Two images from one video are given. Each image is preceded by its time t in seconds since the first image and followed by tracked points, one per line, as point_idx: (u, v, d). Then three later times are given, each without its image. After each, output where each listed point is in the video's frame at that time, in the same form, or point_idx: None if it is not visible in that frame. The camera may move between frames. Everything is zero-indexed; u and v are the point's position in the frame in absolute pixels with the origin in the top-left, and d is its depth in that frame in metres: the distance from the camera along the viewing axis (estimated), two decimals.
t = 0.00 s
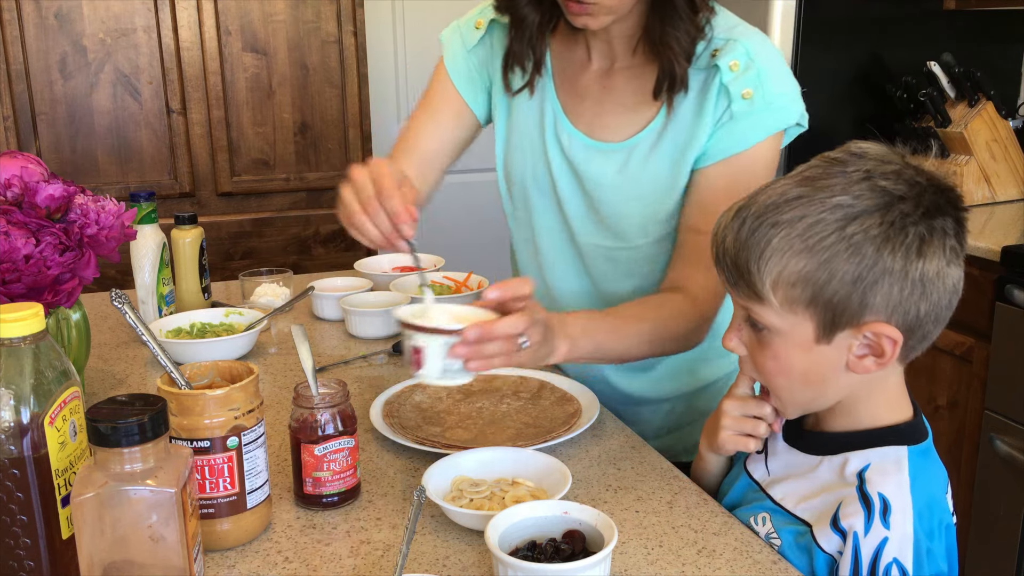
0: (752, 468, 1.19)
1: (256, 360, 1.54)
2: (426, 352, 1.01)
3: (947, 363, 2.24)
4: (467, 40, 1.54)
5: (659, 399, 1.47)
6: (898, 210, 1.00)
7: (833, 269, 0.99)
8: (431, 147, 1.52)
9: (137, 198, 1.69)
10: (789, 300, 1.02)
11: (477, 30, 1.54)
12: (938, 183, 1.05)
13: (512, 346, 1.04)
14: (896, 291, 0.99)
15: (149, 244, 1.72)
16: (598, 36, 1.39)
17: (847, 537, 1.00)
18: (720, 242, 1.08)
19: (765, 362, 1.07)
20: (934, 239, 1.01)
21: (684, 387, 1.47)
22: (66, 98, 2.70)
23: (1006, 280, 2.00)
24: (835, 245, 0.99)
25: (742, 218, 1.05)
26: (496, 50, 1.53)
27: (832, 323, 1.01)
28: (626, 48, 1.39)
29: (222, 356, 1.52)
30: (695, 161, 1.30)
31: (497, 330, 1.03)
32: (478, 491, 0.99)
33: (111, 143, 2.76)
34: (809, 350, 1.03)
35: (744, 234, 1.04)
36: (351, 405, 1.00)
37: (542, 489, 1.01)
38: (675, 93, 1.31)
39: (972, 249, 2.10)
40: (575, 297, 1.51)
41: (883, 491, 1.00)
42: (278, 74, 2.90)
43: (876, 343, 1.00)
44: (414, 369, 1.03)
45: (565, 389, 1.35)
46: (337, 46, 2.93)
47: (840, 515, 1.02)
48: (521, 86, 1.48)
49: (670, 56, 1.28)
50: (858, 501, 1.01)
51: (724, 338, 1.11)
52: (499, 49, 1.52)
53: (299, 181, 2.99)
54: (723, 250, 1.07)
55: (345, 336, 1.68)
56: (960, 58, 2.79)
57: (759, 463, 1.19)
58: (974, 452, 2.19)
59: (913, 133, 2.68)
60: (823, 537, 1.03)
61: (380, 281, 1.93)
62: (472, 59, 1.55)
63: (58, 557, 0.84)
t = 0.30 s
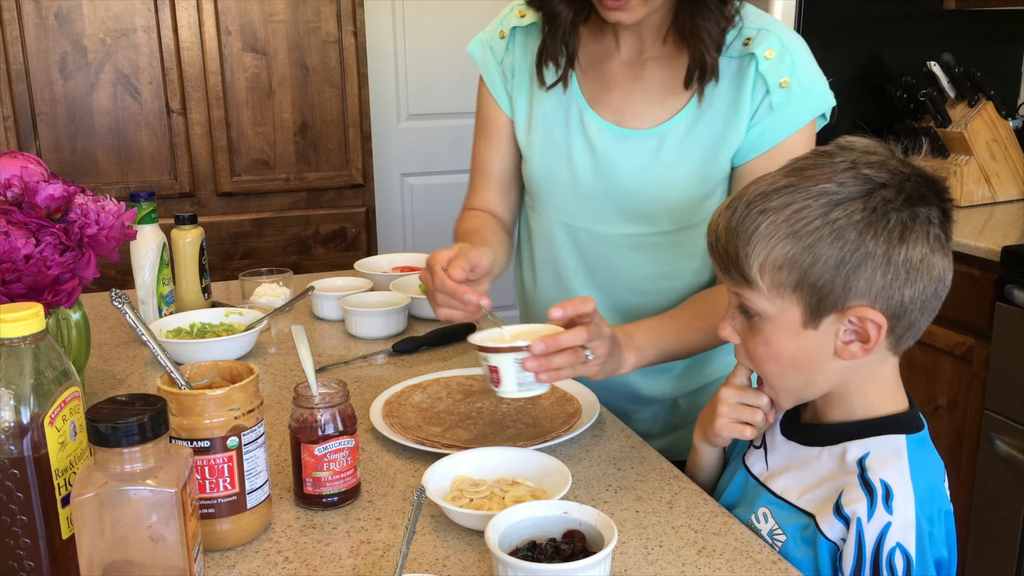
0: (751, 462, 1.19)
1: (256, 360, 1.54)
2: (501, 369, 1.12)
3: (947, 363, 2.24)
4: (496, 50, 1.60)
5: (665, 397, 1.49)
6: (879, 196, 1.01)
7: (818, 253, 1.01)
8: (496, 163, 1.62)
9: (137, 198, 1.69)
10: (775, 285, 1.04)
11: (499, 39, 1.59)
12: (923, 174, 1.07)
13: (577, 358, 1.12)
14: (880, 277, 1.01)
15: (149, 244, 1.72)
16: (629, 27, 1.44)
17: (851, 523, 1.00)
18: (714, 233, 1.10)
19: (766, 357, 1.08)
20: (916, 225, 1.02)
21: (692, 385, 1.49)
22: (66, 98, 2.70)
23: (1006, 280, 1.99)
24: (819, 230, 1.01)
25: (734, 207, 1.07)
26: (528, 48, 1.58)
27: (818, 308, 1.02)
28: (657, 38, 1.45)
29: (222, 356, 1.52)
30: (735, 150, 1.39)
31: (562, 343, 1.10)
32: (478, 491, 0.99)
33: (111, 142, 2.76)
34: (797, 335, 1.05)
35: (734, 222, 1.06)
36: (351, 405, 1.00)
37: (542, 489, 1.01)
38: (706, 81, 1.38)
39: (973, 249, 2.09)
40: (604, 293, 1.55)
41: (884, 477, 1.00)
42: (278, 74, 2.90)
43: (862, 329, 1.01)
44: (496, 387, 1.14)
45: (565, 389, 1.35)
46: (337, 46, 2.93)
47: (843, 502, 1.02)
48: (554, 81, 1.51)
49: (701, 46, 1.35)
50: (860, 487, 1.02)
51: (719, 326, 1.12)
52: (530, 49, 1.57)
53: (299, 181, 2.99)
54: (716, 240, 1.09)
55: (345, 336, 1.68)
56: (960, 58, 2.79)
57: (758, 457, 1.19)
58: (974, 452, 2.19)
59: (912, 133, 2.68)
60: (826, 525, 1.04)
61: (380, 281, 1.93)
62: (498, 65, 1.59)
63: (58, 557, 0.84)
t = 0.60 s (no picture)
0: (746, 457, 1.19)
1: (256, 360, 1.54)
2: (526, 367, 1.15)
3: (947, 363, 2.24)
4: (509, 45, 1.61)
5: (667, 395, 1.50)
6: (869, 189, 1.02)
7: (806, 242, 1.02)
8: (512, 161, 1.64)
9: (137, 198, 1.69)
10: (766, 273, 1.05)
11: (513, 33, 1.61)
12: (916, 169, 1.07)
13: (599, 355, 1.16)
14: (866, 268, 1.02)
15: (149, 244, 1.72)
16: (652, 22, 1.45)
17: (847, 510, 1.00)
18: (708, 221, 1.11)
19: (763, 350, 1.08)
20: (905, 219, 1.03)
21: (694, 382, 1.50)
22: (66, 97, 2.70)
23: (1006, 280, 1.99)
24: (809, 219, 1.02)
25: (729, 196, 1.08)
26: (544, 43, 1.59)
27: (806, 296, 1.03)
28: (678, 33, 1.46)
29: (221, 356, 1.52)
30: (751, 144, 1.40)
31: (584, 342, 1.14)
32: (478, 491, 0.99)
33: (111, 142, 2.76)
34: (786, 322, 1.06)
35: (728, 210, 1.07)
36: (351, 405, 1.00)
37: (542, 489, 1.01)
38: (736, 76, 1.39)
39: (973, 249, 2.09)
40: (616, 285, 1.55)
41: (879, 464, 1.01)
42: (278, 74, 2.90)
43: (848, 319, 1.03)
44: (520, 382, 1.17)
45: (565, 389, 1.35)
46: (337, 46, 2.94)
47: (840, 490, 1.02)
48: (588, 74, 1.52)
49: (729, 41, 1.37)
50: (855, 475, 1.02)
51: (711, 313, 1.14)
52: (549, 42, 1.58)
53: (299, 181, 2.99)
54: (710, 228, 1.10)
55: (345, 336, 1.68)
56: (960, 58, 2.79)
57: (754, 451, 1.18)
58: (974, 451, 2.19)
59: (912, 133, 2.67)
60: (823, 513, 1.03)
61: (380, 281, 1.93)
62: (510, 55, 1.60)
63: (58, 558, 0.84)
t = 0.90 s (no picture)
0: (734, 451, 1.19)
1: (256, 360, 1.54)
2: (526, 366, 1.15)
3: (947, 363, 2.24)
4: (513, 42, 1.61)
5: (666, 395, 1.50)
6: (858, 200, 1.02)
7: (786, 243, 1.03)
8: (515, 159, 1.65)
9: (137, 198, 1.69)
10: (745, 263, 1.07)
11: (517, 32, 1.61)
12: (914, 184, 1.06)
13: (598, 355, 1.16)
14: (842, 276, 1.03)
15: (149, 244, 1.72)
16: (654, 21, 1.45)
17: (834, 498, 1.01)
18: (699, 204, 1.13)
19: (748, 342, 1.10)
20: (889, 234, 1.03)
21: (695, 383, 1.49)
22: (66, 97, 2.70)
23: (1006, 280, 1.99)
24: (793, 221, 1.03)
25: (722, 185, 1.09)
26: (547, 41, 1.59)
27: (779, 293, 1.05)
28: (680, 31, 1.46)
29: (221, 356, 1.52)
30: (752, 144, 1.40)
31: (582, 341, 1.14)
32: (478, 491, 0.99)
33: (111, 142, 2.76)
34: (758, 313, 1.08)
35: (719, 199, 1.08)
36: (351, 405, 1.00)
37: (542, 489, 1.01)
38: (735, 72, 1.39)
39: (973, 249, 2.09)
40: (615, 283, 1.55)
41: (862, 450, 1.01)
42: (278, 74, 2.90)
43: (816, 321, 1.05)
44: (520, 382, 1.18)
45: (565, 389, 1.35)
46: (337, 46, 2.94)
47: (825, 478, 1.03)
48: (585, 70, 1.52)
49: (729, 38, 1.37)
50: (840, 462, 1.02)
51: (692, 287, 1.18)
52: (555, 40, 1.59)
53: (299, 181, 2.99)
54: (701, 212, 1.12)
55: (345, 336, 1.68)
56: (960, 58, 2.80)
57: (741, 446, 1.19)
58: (974, 451, 2.19)
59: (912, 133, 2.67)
60: (810, 501, 1.04)
61: (380, 281, 1.93)
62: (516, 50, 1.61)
63: (58, 558, 0.84)
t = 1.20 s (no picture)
0: (712, 442, 1.26)
1: (256, 360, 1.54)
2: (554, 380, 1.13)
3: (947, 363, 2.23)
4: (511, 43, 1.62)
5: (667, 394, 1.50)
6: (844, 210, 1.07)
7: (766, 238, 1.08)
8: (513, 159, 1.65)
9: (137, 198, 1.69)
10: (723, 247, 1.12)
11: (516, 33, 1.62)
12: (900, 202, 1.10)
13: (625, 364, 1.15)
14: (813, 277, 1.09)
15: (149, 244, 1.72)
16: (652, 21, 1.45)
17: (800, 482, 1.08)
18: (692, 183, 1.17)
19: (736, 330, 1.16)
20: (867, 245, 1.08)
21: (697, 382, 1.49)
22: (66, 98, 2.70)
23: (1006, 280, 1.99)
24: (777, 218, 1.07)
25: (717, 170, 1.13)
26: (545, 43, 1.59)
27: (751, 283, 1.11)
28: (679, 31, 1.46)
29: (221, 356, 1.52)
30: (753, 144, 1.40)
31: (610, 351, 1.13)
32: (479, 491, 0.99)
33: (110, 142, 2.76)
34: (728, 296, 1.14)
35: (711, 183, 1.13)
36: (351, 405, 1.00)
37: (542, 489, 1.01)
38: (727, 76, 1.39)
39: (973, 249, 2.09)
40: (617, 284, 1.54)
41: (827, 435, 1.09)
42: (278, 74, 2.90)
43: (779, 316, 1.11)
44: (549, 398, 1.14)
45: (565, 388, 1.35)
46: (337, 46, 2.94)
47: (792, 463, 1.10)
48: (585, 71, 1.52)
49: (721, 42, 1.37)
50: (806, 448, 1.10)
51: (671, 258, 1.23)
52: (553, 38, 1.59)
53: (299, 181, 2.99)
54: (693, 191, 1.16)
55: (345, 336, 1.68)
56: (960, 58, 2.80)
57: (718, 436, 1.25)
58: (974, 451, 2.19)
59: (913, 133, 2.67)
60: (780, 486, 1.11)
61: (379, 281, 1.94)
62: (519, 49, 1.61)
63: (58, 558, 0.84)
